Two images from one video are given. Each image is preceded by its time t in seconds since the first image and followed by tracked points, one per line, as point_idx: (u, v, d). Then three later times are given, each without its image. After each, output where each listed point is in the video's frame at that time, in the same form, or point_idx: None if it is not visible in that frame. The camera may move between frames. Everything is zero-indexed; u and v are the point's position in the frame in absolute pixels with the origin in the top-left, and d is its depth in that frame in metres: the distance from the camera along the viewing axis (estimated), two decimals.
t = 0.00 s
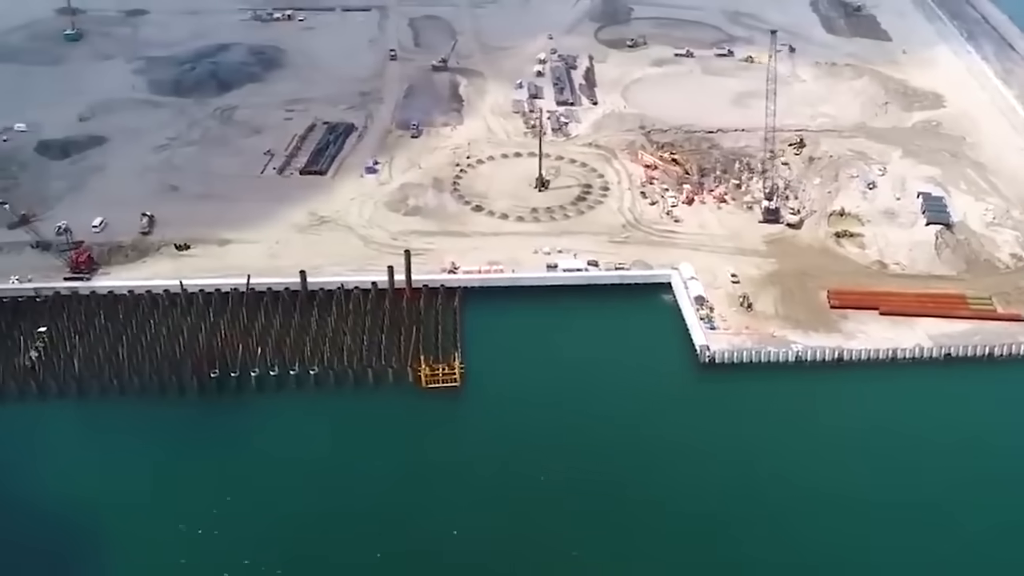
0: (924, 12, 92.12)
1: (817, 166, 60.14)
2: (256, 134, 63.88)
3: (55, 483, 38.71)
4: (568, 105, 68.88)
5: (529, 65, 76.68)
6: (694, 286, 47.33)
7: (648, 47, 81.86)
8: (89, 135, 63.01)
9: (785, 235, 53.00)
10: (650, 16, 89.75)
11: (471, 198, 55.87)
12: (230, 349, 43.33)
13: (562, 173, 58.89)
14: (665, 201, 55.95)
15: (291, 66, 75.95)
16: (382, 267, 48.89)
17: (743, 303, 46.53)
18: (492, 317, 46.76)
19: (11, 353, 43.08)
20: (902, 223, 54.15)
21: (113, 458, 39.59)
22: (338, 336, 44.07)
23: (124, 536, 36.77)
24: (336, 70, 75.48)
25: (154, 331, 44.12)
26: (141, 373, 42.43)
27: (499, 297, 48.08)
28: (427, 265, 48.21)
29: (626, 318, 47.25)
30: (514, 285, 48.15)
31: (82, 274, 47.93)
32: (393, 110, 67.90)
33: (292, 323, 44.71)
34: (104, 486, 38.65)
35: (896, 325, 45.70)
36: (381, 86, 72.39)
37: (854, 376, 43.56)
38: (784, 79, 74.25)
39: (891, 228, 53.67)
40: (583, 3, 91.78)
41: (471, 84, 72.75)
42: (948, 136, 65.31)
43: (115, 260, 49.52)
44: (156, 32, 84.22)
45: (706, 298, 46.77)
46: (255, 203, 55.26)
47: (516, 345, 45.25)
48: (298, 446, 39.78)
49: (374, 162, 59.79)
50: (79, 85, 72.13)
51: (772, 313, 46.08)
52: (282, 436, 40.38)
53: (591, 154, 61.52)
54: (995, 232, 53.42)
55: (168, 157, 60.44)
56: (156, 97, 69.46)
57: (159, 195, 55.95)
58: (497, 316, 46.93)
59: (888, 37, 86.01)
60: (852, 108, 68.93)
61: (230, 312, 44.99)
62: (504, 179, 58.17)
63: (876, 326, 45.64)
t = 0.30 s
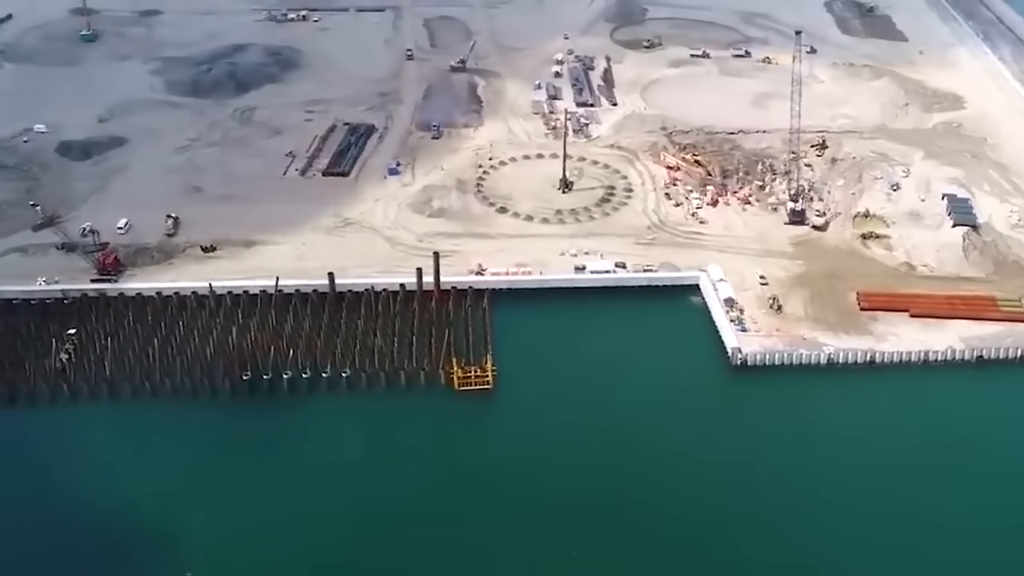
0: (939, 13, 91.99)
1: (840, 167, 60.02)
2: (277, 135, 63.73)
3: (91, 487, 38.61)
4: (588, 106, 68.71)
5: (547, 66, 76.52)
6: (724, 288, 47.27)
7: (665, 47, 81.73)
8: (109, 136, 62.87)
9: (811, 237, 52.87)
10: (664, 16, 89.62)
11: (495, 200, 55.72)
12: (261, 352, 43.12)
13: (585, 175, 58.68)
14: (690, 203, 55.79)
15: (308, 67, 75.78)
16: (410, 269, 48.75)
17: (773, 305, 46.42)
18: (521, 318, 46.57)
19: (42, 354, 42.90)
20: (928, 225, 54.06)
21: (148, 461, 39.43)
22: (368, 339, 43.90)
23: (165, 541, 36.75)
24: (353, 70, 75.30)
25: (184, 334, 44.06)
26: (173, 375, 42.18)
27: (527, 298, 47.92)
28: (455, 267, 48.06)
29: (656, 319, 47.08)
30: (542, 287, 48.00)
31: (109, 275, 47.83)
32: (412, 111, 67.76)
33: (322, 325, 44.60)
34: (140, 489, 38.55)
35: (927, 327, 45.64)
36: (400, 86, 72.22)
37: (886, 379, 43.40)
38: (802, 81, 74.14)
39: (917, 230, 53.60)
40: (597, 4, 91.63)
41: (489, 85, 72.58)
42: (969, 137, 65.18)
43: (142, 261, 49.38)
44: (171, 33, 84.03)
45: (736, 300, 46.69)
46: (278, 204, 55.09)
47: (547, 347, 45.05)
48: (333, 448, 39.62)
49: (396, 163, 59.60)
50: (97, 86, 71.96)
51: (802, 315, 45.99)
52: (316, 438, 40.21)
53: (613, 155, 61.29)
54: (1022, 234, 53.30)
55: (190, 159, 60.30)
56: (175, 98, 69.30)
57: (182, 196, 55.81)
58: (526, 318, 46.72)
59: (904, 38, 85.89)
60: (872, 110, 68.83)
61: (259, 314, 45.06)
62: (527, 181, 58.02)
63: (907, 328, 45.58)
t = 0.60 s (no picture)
0: (954, 13, 91.86)
1: (863, 168, 59.88)
2: (297, 136, 63.58)
3: (124, 489, 38.46)
4: (607, 107, 68.55)
5: (564, 67, 76.39)
6: (753, 290, 47.14)
7: (682, 48, 81.60)
8: (130, 137, 62.69)
9: (838, 238, 52.71)
10: (680, 17, 89.48)
11: (520, 201, 55.55)
12: (293, 354, 43.01)
13: (609, 176, 58.54)
14: (715, 204, 55.66)
15: (326, 67, 75.63)
16: (437, 271, 48.59)
17: (803, 307, 46.27)
18: (552, 319, 46.49)
19: (73, 356, 42.73)
20: (954, 226, 53.93)
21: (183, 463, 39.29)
22: (399, 341, 43.85)
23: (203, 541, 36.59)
24: (371, 71, 75.16)
25: (215, 336, 43.96)
26: (205, 376, 42.00)
27: (556, 299, 47.78)
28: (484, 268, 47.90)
29: (686, 320, 46.94)
30: (570, 288, 47.86)
31: (136, 277, 47.68)
32: (432, 112, 67.61)
33: (353, 328, 44.53)
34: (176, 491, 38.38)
35: (958, 329, 45.51)
36: (418, 87, 72.07)
37: (919, 382, 43.23)
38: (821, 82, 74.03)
39: (944, 231, 53.48)
40: (612, 5, 91.52)
41: (508, 85, 72.43)
42: (991, 138, 65.02)
43: (168, 262, 49.22)
44: (186, 33, 83.86)
45: (766, 301, 46.54)
46: (302, 205, 54.88)
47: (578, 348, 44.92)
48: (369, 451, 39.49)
49: (419, 164, 59.44)
50: (114, 87, 71.77)
51: (833, 317, 45.85)
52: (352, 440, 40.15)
53: (636, 156, 61.09)
54: None
55: (212, 160, 60.14)
56: (194, 99, 69.14)
57: (206, 197, 55.63)
58: (557, 319, 46.63)
59: (920, 38, 85.75)
60: (892, 111, 68.70)
61: (289, 315, 45.01)
62: (551, 181, 57.86)
63: (938, 330, 45.46)
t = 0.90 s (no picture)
0: (970, 14, 91.72)
1: (888, 169, 59.72)
2: (319, 136, 63.46)
3: (157, 490, 38.39)
4: (628, 108, 68.41)
5: (583, 67, 76.25)
6: (784, 292, 47.01)
7: (699, 48, 81.53)
8: (152, 137, 62.54)
9: (865, 239, 52.57)
10: (696, 17, 89.33)
11: (546, 202, 55.40)
12: (326, 356, 42.97)
13: (633, 177, 58.41)
14: (741, 205, 55.54)
15: (344, 68, 75.50)
16: (466, 272, 48.44)
17: (835, 309, 46.16)
18: (584, 321, 46.44)
19: (105, 359, 42.66)
20: (981, 228, 53.82)
21: (220, 463, 39.17)
22: (433, 342, 43.86)
23: (244, 539, 36.42)
24: (389, 72, 75.03)
25: (248, 338, 43.88)
26: (239, 378, 41.98)
27: (585, 301, 47.69)
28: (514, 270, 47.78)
29: (717, 322, 46.83)
30: (600, 290, 47.71)
31: (165, 278, 47.57)
32: (454, 112, 67.48)
33: (384, 330, 44.47)
34: (214, 490, 38.22)
35: (991, 331, 45.40)
36: (438, 88, 71.93)
37: (952, 384, 43.10)
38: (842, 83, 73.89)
39: (971, 233, 53.36)
40: (628, 6, 91.41)
41: (528, 86, 72.30)
42: (1014, 139, 64.83)
43: (197, 263, 49.16)
44: (203, 33, 83.70)
45: (798, 303, 46.43)
46: (327, 205, 54.72)
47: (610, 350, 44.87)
48: (405, 450, 39.34)
49: (443, 165, 59.31)
50: (134, 86, 71.58)
51: (865, 319, 45.75)
52: (389, 442, 40.08)
53: (659, 157, 60.92)
54: None
55: (235, 161, 60.00)
56: (214, 100, 69.00)
57: (231, 198, 55.50)
58: (589, 321, 46.56)
59: (937, 39, 85.61)
60: (914, 112, 68.55)
61: (319, 317, 44.94)
62: (576, 182, 57.70)
63: (970, 331, 45.34)
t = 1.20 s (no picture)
0: (986, 15, 91.59)
1: (913, 171, 59.58)
2: (342, 138, 63.36)
3: (186, 490, 38.32)
4: (650, 109, 68.29)
5: (602, 68, 76.11)
6: (816, 293, 46.91)
7: (717, 49, 81.42)
8: (175, 138, 62.44)
9: (894, 241, 52.40)
10: (713, 18, 89.21)
11: (572, 203, 55.28)
12: (360, 359, 42.97)
13: (658, 178, 58.27)
14: (767, 207, 55.41)
15: (364, 69, 75.43)
16: (496, 274, 48.32)
17: (867, 311, 46.05)
18: (614, 322, 46.40)
19: (138, 362, 42.52)
20: (1008, 230, 53.69)
21: (258, 465, 39.01)
22: (465, 344, 43.80)
23: (285, 540, 36.33)
24: (409, 73, 74.94)
25: (280, 340, 43.82)
26: (274, 381, 41.89)
27: (616, 302, 47.62)
28: (543, 271, 47.68)
29: (748, 324, 46.82)
30: (630, 292, 47.60)
31: (194, 279, 47.53)
32: (475, 114, 67.35)
33: (416, 332, 44.41)
34: (252, 492, 38.08)
35: None
36: (458, 89, 71.81)
37: (987, 387, 42.99)
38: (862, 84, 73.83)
39: (999, 235, 53.22)
40: (644, 7, 91.33)
41: (548, 87, 72.16)
42: None
43: (225, 265, 49.10)
44: (220, 34, 83.61)
45: (830, 305, 46.33)
46: (353, 207, 54.61)
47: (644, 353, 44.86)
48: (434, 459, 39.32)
49: (467, 166, 59.21)
50: (153, 86, 71.45)
51: (897, 321, 45.64)
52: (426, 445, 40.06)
53: (683, 158, 60.79)
54: None
55: (259, 162, 59.92)
56: (235, 101, 68.90)
57: (256, 199, 55.40)
58: (619, 322, 46.47)
59: (955, 40, 85.45)
60: (936, 113, 68.39)
61: (351, 319, 44.87)
62: (601, 184, 57.56)
63: (1003, 334, 45.19)
